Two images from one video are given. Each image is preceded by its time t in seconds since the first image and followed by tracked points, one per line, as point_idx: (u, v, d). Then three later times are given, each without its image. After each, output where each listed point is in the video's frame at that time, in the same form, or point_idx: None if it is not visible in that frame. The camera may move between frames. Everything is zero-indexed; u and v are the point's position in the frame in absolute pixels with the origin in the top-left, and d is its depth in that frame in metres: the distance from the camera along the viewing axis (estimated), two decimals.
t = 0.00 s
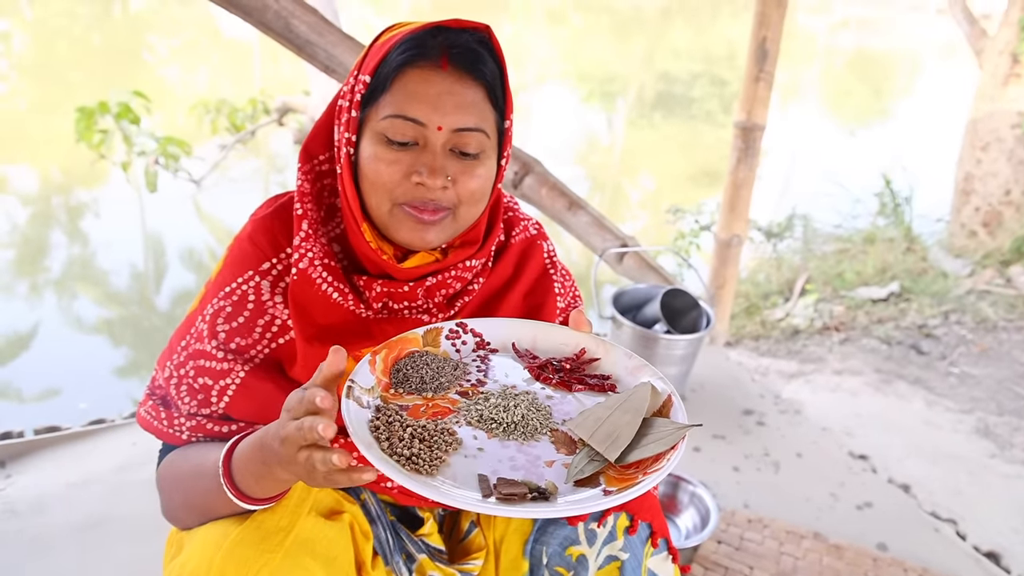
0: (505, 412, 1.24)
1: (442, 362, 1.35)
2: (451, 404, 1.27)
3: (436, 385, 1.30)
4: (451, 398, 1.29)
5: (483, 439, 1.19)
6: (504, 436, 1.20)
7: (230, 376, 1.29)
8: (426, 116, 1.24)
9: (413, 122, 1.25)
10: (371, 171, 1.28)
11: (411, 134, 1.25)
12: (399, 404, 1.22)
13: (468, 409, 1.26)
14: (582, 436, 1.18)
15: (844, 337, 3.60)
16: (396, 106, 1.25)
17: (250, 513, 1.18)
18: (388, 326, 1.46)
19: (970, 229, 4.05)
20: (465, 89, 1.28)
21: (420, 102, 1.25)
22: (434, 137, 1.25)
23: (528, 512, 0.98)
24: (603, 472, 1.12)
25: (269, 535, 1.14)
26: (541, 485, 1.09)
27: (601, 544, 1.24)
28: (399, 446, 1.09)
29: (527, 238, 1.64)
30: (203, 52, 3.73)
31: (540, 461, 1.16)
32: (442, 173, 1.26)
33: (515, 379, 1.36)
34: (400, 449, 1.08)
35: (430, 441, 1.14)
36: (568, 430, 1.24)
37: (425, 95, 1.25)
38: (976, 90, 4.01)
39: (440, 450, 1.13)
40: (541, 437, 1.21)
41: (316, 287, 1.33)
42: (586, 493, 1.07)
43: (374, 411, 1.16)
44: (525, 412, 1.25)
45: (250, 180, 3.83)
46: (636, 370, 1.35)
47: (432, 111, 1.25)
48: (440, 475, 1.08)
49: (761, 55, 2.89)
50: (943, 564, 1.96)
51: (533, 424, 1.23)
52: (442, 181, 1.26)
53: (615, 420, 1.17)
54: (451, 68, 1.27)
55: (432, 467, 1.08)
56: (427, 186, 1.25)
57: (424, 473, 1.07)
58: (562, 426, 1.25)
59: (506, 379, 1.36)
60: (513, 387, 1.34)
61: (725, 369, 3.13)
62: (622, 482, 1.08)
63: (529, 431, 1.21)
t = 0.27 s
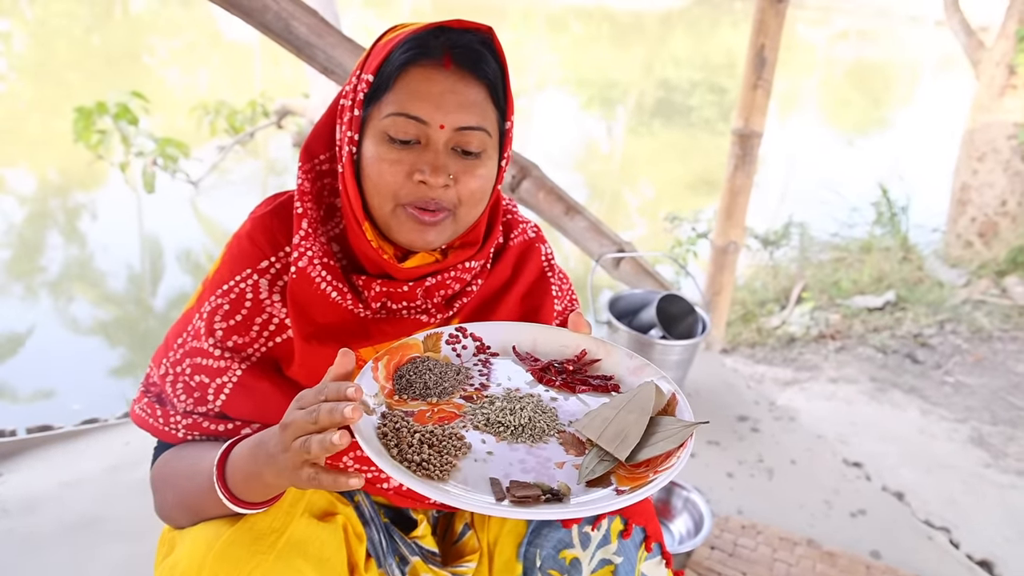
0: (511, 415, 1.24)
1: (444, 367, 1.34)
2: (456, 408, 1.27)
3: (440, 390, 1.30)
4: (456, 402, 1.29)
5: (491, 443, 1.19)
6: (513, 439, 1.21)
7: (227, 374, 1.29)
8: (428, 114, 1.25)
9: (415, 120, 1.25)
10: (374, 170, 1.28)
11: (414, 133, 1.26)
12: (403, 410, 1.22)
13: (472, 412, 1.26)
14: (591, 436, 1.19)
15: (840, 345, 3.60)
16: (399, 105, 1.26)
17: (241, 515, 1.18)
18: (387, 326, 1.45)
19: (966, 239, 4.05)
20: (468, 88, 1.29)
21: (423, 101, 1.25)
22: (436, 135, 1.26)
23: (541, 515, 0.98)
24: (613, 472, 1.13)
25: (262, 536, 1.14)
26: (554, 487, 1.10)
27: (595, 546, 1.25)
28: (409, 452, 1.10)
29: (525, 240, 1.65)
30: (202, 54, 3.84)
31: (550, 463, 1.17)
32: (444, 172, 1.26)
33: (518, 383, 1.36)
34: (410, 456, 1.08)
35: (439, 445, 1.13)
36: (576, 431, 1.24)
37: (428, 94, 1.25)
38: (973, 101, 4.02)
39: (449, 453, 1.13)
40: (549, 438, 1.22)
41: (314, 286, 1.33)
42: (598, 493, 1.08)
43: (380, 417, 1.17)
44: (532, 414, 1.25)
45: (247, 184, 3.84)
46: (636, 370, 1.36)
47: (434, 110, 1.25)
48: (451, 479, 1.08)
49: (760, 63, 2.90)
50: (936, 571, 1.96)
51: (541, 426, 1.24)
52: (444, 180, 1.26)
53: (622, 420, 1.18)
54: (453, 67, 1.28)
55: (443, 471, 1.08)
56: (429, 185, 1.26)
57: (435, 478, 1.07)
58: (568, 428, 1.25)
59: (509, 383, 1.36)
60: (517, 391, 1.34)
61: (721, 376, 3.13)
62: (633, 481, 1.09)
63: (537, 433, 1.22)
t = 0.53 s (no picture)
0: (515, 419, 1.25)
1: (445, 371, 1.34)
2: (458, 413, 1.27)
3: (442, 394, 1.29)
4: (459, 406, 1.29)
5: (496, 447, 1.20)
6: (517, 444, 1.21)
7: (226, 370, 1.29)
8: (437, 118, 1.25)
9: (423, 124, 1.25)
10: (379, 172, 1.28)
11: (422, 136, 1.26)
12: (406, 415, 1.22)
13: (474, 417, 1.26)
14: (595, 440, 1.19)
15: (834, 353, 3.62)
16: (407, 108, 1.26)
17: (237, 514, 1.17)
18: (386, 325, 1.45)
19: (962, 249, 4.05)
20: (476, 93, 1.29)
21: (431, 105, 1.25)
22: (443, 140, 1.26)
23: (548, 516, 0.97)
24: (619, 475, 1.14)
25: (259, 535, 1.13)
26: (562, 490, 1.10)
27: (588, 549, 1.24)
28: (415, 456, 1.10)
29: (524, 243, 1.65)
30: (203, 56, 3.88)
31: (556, 466, 1.18)
32: (449, 176, 1.27)
33: (519, 388, 1.37)
34: (417, 460, 1.08)
35: (444, 450, 1.13)
36: (579, 435, 1.26)
37: (436, 98, 1.25)
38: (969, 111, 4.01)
39: (455, 458, 1.13)
40: (553, 442, 1.23)
41: (316, 283, 1.33)
42: (606, 496, 1.09)
43: (384, 422, 1.16)
44: (535, 418, 1.26)
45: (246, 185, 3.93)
46: (636, 373, 1.38)
47: (443, 114, 1.25)
48: (458, 484, 1.08)
49: (758, 70, 2.91)
50: None
51: (545, 430, 1.25)
52: (449, 184, 1.27)
53: (626, 423, 1.19)
54: (462, 72, 1.28)
55: (450, 475, 1.08)
56: (434, 189, 1.26)
57: (443, 482, 1.07)
58: (573, 432, 1.26)
59: (510, 388, 1.36)
60: (519, 396, 1.35)
61: (716, 381, 3.14)
62: (639, 484, 1.10)
63: (540, 438, 1.22)
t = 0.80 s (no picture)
0: (513, 422, 1.25)
1: (441, 375, 1.35)
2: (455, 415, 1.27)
3: (438, 396, 1.29)
4: (455, 409, 1.29)
5: (493, 449, 1.19)
6: (515, 445, 1.21)
7: (223, 369, 1.29)
8: (438, 123, 1.25)
9: (424, 127, 1.25)
10: (379, 174, 1.28)
11: (423, 140, 1.26)
12: (403, 416, 1.21)
13: (471, 419, 1.26)
14: (592, 442, 1.19)
15: (827, 360, 3.63)
16: (409, 112, 1.26)
17: (230, 514, 1.16)
18: (382, 326, 1.45)
19: (954, 258, 4.10)
20: (479, 98, 1.29)
21: (433, 109, 1.25)
22: (444, 144, 1.26)
23: (546, 516, 0.96)
24: (615, 477, 1.13)
25: (252, 535, 1.12)
26: (560, 491, 1.10)
27: (580, 552, 1.24)
28: (412, 457, 1.09)
29: (521, 246, 1.65)
30: (201, 56, 3.67)
31: (553, 468, 1.18)
32: (449, 180, 1.26)
33: (516, 391, 1.36)
34: (414, 460, 1.07)
35: (442, 451, 1.13)
36: (575, 439, 1.26)
37: (439, 102, 1.25)
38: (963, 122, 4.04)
39: (452, 459, 1.12)
40: (551, 445, 1.23)
41: (313, 284, 1.33)
42: (603, 497, 1.09)
43: (381, 423, 1.16)
44: (532, 421, 1.26)
45: (242, 186, 3.81)
46: (632, 378, 1.38)
47: (445, 119, 1.25)
48: (455, 484, 1.07)
49: (754, 77, 2.92)
50: None
51: (541, 433, 1.25)
52: (449, 188, 1.26)
53: (622, 426, 1.19)
54: (465, 77, 1.28)
55: (447, 475, 1.07)
56: (434, 192, 1.26)
57: (439, 481, 1.06)
58: (569, 434, 1.27)
59: (507, 391, 1.36)
60: (515, 398, 1.35)
61: (708, 387, 3.14)
62: (637, 485, 1.09)
63: (538, 439, 1.22)
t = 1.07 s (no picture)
0: (505, 419, 1.25)
1: (435, 369, 1.34)
2: (448, 411, 1.27)
3: (432, 392, 1.29)
4: (448, 405, 1.29)
5: (486, 446, 1.20)
6: (508, 442, 1.22)
7: (216, 365, 1.28)
8: (428, 116, 1.25)
9: (414, 120, 1.26)
10: (369, 167, 1.28)
11: (411, 130, 1.27)
12: (396, 411, 1.21)
13: (464, 416, 1.26)
14: (585, 441, 1.19)
15: (821, 367, 3.63)
16: (401, 105, 1.26)
17: (222, 511, 1.15)
18: (375, 324, 1.44)
19: (948, 267, 4.12)
20: (470, 94, 1.29)
21: (425, 103, 1.25)
22: (434, 137, 1.26)
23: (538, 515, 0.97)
24: (609, 476, 1.14)
25: (244, 532, 1.12)
26: (552, 489, 1.10)
27: (571, 553, 1.22)
28: (404, 452, 1.08)
29: (517, 246, 1.65)
30: (198, 57, 3.79)
31: (546, 466, 1.18)
32: (438, 173, 1.26)
33: (509, 389, 1.37)
34: (406, 456, 1.07)
35: (435, 446, 1.13)
36: (569, 437, 1.26)
37: (430, 96, 1.26)
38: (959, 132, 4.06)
39: (445, 455, 1.12)
40: (544, 443, 1.24)
41: (307, 281, 1.32)
42: (595, 497, 1.09)
43: (373, 417, 1.15)
44: (526, 419, 1.27)
45: (236, 187, 3.89)
46: (626, 378, 1.37)
47: (436, 112, 1.25)
48: (448, 480, 1.06)
49: (751, 83, 2.93)
50: None
51: (534, 430, 1.25)
52: (437, 181, 1.26)
53: (616, 426, 1.19)
54: (458, 73, 1.28)
55: (440, 472, 1.06)
56: (421, 185, 1.25)
57: (432, 478, 1.05)
58: (562, 433, 1.27)
59: (500, 388, 1.36)
60: (508, 396, 1.35)
61: (702, 391, 3.14)
62: (629, 487, 1.10)
63: (531, 438, 1.23)
